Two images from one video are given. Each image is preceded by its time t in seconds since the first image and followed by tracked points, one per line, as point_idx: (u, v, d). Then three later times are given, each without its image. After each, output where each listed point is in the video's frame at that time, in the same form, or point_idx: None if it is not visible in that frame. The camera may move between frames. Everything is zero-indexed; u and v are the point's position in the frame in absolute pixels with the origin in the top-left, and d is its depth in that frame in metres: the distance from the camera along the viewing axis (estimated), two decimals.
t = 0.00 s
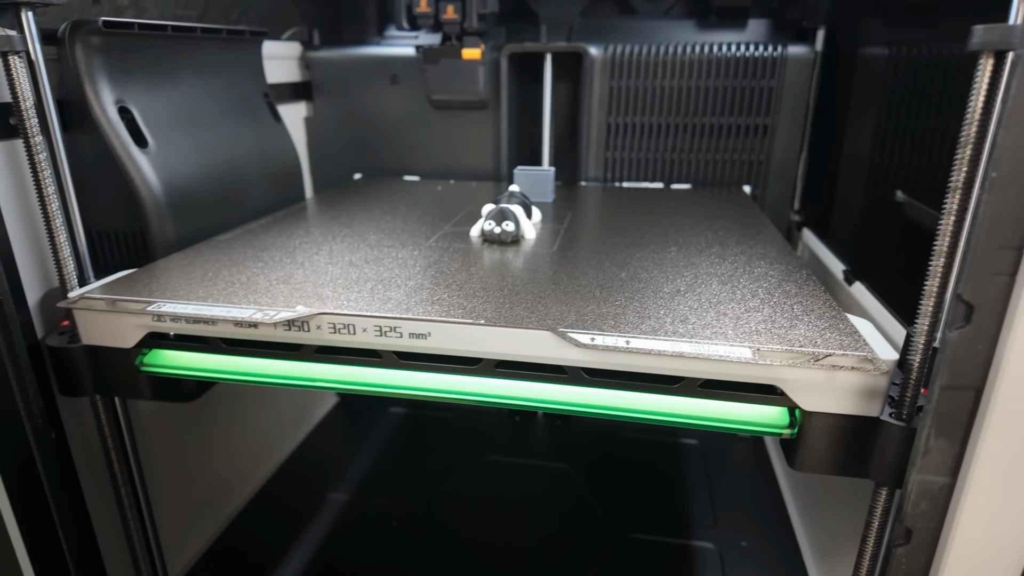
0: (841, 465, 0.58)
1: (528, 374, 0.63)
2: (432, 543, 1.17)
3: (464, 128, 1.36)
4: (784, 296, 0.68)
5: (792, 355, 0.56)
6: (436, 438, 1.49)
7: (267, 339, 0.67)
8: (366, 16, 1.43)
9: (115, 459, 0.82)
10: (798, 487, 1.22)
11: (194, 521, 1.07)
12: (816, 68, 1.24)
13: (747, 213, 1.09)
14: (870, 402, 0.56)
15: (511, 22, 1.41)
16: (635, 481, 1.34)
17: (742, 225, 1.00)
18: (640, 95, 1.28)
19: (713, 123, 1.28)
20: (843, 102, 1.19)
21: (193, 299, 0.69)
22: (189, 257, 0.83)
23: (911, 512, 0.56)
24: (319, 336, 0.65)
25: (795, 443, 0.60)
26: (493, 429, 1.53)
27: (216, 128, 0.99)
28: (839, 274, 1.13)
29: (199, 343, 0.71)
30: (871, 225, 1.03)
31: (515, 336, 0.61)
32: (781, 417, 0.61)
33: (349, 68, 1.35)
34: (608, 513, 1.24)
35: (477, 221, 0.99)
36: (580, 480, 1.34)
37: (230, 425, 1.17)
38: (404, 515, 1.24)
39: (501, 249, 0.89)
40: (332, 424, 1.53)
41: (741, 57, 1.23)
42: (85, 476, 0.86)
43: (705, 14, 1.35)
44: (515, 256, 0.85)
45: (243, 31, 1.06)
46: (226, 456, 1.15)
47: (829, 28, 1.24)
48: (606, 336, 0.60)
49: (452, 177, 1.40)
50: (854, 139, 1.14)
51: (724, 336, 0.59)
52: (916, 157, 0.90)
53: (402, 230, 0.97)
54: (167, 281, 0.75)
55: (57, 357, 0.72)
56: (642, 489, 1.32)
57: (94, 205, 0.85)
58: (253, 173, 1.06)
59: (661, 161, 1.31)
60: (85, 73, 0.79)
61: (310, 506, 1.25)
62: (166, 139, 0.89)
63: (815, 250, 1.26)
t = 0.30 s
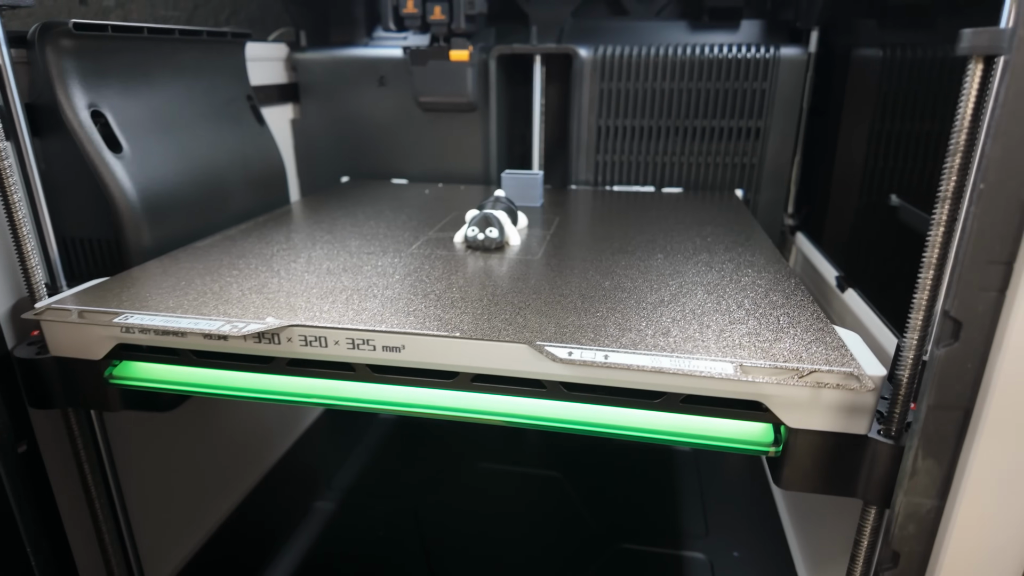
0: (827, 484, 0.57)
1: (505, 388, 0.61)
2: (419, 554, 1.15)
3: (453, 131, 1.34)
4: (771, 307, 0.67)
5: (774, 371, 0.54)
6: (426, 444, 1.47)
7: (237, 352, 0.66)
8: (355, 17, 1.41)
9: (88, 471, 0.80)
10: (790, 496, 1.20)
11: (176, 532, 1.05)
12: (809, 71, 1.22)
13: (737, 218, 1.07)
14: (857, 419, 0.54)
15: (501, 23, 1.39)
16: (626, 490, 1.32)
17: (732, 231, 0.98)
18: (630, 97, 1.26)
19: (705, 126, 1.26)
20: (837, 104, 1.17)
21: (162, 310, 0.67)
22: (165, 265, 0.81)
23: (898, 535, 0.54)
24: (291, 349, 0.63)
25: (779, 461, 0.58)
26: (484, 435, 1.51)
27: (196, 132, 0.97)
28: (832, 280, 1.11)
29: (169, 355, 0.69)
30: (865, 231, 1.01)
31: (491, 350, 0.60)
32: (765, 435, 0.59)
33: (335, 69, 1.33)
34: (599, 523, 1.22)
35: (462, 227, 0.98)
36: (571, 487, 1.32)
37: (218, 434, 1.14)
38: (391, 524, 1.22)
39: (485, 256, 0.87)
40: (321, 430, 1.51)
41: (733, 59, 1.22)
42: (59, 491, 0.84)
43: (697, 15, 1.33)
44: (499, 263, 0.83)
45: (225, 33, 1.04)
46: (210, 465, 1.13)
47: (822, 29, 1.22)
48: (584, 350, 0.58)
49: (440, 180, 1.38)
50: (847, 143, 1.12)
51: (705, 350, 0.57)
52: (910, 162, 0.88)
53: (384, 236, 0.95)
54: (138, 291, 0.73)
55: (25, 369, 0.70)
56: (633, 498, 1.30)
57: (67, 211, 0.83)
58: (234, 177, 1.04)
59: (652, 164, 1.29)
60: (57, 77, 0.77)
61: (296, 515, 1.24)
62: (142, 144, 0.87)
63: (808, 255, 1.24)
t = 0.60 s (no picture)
0: (828, 496, 0.55)
1: (496, 396, 0.59)
2: (414, 560, 1.14)
3: (451, 131, 1.32)
4: (772, 313, 0.65)
5: (773, 380, 0.52)
6: (424, 448, 1.45)
7: (221, 357, 0.64)
8: (352, 15, 1.39)
9: (76, 483, 0.78)
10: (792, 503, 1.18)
11: (167, 538, 1.03)
12: (813, 69, 1.20)
13: (738, 219, 1.05)
14: (861, 431, 0.52)
15: (499, 21, 1.37)
16: (626, 495, 1.30)
17: (733, 233, 0.96)
18: (630, 97, 1.24)
19: (706, 126, 1.24)
20: (841, 104, 1.14)
21: (145, 314, 0.66)
22: (152, 267, 0.79)
23: (903, 552, 0.52)
24: (275, 355, 0.62)
25: (780, 473, 0.56)
26: (482, 438, 1.49)
27: (186, 131, 0.95)
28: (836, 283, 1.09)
29: (152, 360, 0.67)
30: (869, 233, 0.98)
31: (481, 356, 0.58)
32: (765, 446, 0.57)
33: (332, 68, 1.32)
34: (598, 529, 1.20)
35: (457, 228, 0.96)
36: (569, 493, 1.30)
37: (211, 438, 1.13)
38: (386, 529, 1.21)
39: (480, 258, 0.85)
40: (317, 433, 1.49)
41: (735, 57, 1.19)
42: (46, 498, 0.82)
43: (699, 12, 1.31)
44: (494, 266, 0.81)
45: (216, 30, 1.02)
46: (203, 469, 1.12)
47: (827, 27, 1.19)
48: (576, 357, 0.56)
49: (438, 180, 1.36)
50: (852, 142, 1.09)
51: (701, 358, 0.55)
52: (916, 162, 0.86)
53: (378, 238, 0.93)
54: (123, 294, 0.71)
55: (6, 374, 0.68)
56: (634, 504, 1.27)
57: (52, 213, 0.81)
58: (226, 177, 1.02)
59: (652, 164, 1.27)
60: (41, 75, 0.75)
61: (291, 519, 1.22)
62: (130, 143, 0.85)
63: (812, 257, 1.22)
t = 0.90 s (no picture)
0: (841, 492, 0.53)
1: (498, 385, 0.58)
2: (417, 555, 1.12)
3: (458, 123, 1.31)
4: (783, 303, 0.63)
5: (784, 370, 0.50)
6: (429, 443, 1.44)
7: (220, 345, 0.63)
8: (359, 7, 1.38)
9: (78, 476, 0.77)
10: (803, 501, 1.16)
11: (170, 531, 1.03)
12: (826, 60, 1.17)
13: (748, 212, 1.03)
14: (875, 423, 0.50)
15: (508, 12, 1.35)
16: (633, 493, 1.28)
17: (744, 225, 0.94)
18: (639, 88, 1.22)
19: (716, 118, 1.22)
20: (855, 95, 1.12)
21: (144, 301, 0.65)
22: (153, 256, 0.79)
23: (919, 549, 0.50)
24: (274, 342, 0.61)
25: (791, 467, 0.54)
26: (489, 434, 1.47)
27: (190, 121, 0.95)
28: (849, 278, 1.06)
29: (151, 348, 0.66)
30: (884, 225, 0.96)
31: (483, 345, 0.56)
32: (775, 439, 0.55)
33: (338, 60, 1.31)
34: (604, 526, 1.19)
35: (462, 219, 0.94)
36: (576, 489, 1.29)
37: (215, 431, 1.12)
38: (390, 524, 1.19)
39: (485, 249, 0.84)
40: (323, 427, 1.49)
41: (747, 48, 1.17)
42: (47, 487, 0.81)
43: (710, 3, 1.29)
44: (499, 256, 0.80)
45: (221, 20, 1.01)
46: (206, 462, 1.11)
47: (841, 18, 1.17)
48: (580, 346, 0.54)
49: (445, 174, 1.35)
50: (866, 134, 1.07)
51: (710, 347, 0.53)
52: (932, 152, 0.84)
53: (382, 228, 0.92)
54: (123, 281, 0.70)
55: (6, 361, 0.68)
56: (641, 502, 1.26)
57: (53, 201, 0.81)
58: (230, 168, 1.01)
59: (661, 157, 1.26)
60: (43, 61, 0.75)
61: (294, 513, 1.21)
62: (132, 132, 0.84)
63: (824, 251, 1.19)
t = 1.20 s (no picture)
0: (863, 488, 0.51)
1: (512, 374, 0.57)
2: (429, 549, 1.12)
3: (473, 115, 1.30)
4: (806, 294, 0.61)
5: (807, 362, 0.49)
6: (442, 436, 1.44)
7: (233, 331, 0.63)
8: None
9: (93, 463, 0.78)
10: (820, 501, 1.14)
11: (184, 520, 1.03)
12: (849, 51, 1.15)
13: (768, 205, 1.01)
14: (901, 417, 0.48)
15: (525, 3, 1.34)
16: (646, 490, 1.27)
17: (764, 217, 0.92)
18: (657, 80, 1.21)
19: (736, 110, 1.20)
20: (880, 86, 1.09)
21: (158, 287, 0.65)
22: (169, 243, 0.79)
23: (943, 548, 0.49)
24: (287, 329, 0.61)
25: (811, 461, 0.53)
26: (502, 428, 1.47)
27: (206, 109, 0.95)
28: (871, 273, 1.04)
29: (165, 334, 0.66)
30: (908, 219, 0.93)
31: (497, 333, 0.55)
32: (795, 432, 0.54)
33: (354, 51, 1.30)
34: (617, 522, 1.18)
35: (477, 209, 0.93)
36: (589, 485, 1.28)
37: (229, 421, 1.12)
38: (402, 517, 1.19)
39: (500, 239, 0.83)
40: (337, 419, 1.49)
41: (768, 39, 1.15)
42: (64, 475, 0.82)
43: None
44: (514, 246, 0.79)
45: (238, 9, 1.01)
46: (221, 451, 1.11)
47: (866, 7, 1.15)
48: (596, 335, 0.53)
49: (460, 166, 1.34)
50: (890, 127, 1.04)
51: (729, 338, 0.52)
52: (959, 143, 0.81)
53: (397, 218, 0.91)
54: (138, 268, 0.71)
55: (24, 346, 0.68)
56: (654, 499, 1.24)
57: (70, 188, 0.81)
58: (245, 157, 1.01)
59: (679, 150, 1.24)
60: (59, 48, 0.75)
61: (307, 504, 1.21)
62: (148, 120, 0.84)
63: (846, 246, 1.17)
